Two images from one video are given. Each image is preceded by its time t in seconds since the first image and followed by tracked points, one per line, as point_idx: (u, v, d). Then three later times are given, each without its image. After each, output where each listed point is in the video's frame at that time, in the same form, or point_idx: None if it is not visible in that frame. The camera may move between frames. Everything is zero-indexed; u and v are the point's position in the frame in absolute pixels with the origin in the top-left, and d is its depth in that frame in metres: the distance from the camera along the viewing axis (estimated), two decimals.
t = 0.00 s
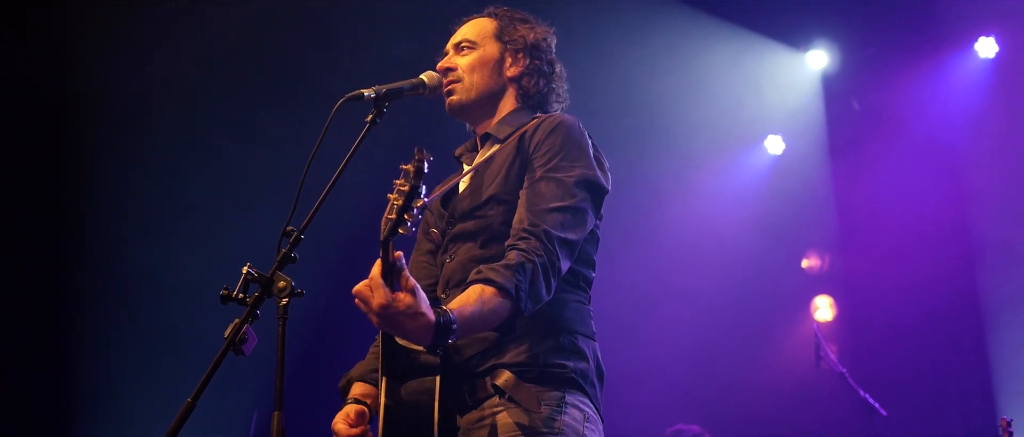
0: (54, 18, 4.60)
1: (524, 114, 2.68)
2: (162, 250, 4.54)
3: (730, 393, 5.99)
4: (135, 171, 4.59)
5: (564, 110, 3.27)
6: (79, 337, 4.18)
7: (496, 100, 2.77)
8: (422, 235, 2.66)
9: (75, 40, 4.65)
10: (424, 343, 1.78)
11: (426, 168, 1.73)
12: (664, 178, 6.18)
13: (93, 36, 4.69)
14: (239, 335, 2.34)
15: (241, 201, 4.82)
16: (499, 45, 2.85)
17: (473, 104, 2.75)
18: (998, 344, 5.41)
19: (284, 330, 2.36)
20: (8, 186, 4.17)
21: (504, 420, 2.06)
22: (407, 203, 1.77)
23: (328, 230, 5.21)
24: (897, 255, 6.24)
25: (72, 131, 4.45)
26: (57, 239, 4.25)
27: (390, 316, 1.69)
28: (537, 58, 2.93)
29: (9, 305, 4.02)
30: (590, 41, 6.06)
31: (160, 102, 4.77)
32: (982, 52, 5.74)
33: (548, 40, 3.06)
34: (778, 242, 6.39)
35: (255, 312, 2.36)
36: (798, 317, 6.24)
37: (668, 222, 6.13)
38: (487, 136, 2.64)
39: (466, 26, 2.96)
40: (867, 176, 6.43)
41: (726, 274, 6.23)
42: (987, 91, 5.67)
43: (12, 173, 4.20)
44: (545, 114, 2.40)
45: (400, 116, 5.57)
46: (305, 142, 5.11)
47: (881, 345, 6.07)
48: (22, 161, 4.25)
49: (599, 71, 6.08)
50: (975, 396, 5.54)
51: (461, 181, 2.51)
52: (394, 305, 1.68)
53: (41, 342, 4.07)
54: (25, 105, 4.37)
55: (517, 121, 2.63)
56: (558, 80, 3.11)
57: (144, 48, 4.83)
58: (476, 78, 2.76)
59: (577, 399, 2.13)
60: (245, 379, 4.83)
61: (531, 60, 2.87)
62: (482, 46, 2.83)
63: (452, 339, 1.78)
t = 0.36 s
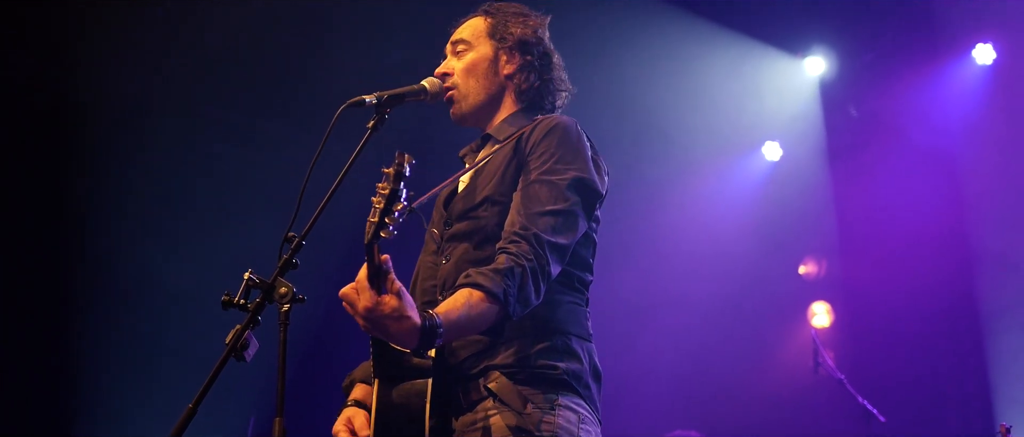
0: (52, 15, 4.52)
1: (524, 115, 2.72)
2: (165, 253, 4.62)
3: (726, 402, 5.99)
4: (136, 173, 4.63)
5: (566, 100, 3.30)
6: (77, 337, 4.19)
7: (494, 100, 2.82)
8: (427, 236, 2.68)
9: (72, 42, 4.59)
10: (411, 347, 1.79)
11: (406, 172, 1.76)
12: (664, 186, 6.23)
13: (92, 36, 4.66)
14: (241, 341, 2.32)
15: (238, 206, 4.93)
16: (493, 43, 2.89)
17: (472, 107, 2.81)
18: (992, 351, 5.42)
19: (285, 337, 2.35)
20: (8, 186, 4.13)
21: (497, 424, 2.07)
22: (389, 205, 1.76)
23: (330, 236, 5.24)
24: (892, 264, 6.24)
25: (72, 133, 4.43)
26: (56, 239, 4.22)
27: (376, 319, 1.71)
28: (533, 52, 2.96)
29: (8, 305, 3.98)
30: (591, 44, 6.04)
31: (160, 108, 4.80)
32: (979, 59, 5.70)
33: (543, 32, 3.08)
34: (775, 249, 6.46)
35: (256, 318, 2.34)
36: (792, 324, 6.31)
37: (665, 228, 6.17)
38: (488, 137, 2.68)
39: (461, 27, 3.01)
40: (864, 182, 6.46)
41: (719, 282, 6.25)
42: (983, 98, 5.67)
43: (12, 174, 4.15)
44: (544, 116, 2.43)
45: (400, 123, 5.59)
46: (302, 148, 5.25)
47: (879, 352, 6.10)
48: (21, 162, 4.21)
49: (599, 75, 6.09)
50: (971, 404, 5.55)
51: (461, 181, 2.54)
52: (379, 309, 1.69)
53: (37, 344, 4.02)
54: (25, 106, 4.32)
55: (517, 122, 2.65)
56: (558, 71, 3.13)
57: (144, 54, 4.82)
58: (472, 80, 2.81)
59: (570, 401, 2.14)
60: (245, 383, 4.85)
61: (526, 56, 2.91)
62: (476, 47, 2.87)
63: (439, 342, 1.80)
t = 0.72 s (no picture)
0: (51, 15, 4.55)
1: (529, 119, 2.71)
2: (165, 254, 4.62)
3: (725, 405, 5.98)
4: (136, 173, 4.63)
5: (575, 96, 3.29)
6: (77, 337, 4.19)
7: (500, 101, 2.83)
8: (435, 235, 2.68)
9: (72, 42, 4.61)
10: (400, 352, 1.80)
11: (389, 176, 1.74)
12: (662, 187, 6.23)
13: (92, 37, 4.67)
14: (242, 343, 2.31)
15: (240, 207, 4.92)
16: (497, 42, 2.89)
17: (479, 109, 2.83)
18: (992, 353, 5.43)
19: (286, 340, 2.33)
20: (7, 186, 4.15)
21: (495, 426, 2.07)
22: (372, 209, 1.73)
23: (332, 237, 5.23)
24: (891, 267, 6.25)
25: (71, 134, 4.45)
26: (57, 239, 4.22)
27: (364, 323, 1.72)
28: (538, 51, 2.95)
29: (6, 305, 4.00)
30: (591, 48, 6.08)
31: (160, 108, 4.81)
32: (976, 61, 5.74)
33: (549, 28, 3.07)
34: (775, 250, 6.44)
35: (257, 320, 2.32)
36: (793, 326, 6.28)
37: (665, 230, 6.17)
38: (496, 139, 2.68)
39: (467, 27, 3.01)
40: (864, 184, 6.46)
41: (717, 284, 6.26)
42: (983, 99, 5.69)
43: (12, 173, 4.17)
44: (552, 122, 2.43)
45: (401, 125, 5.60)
46: (303, 150, 5.23)
47: (878, 355, 6.10)
48: (19, 162, 4.22)
49: (599, 77, 6.11)
50: (971, 406, 5.56)
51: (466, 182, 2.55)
52: (368, 312, 1.71)
53: (33, 343, 4.03)
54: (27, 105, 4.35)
55: (522, 125, 2.65)
56: (566, 68, 3.11)
57: (145, 55, 4.83)
58: (476, 82, 2.82)
59: (568, 404, 2.15)
60: (245, 384, 4.86)
61: (530, 55, 2.90)
62: (481, 47, 2.88)
63: (428, 347, 1.81)
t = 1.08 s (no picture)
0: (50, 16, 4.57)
1: (528, 117, 2.70)
2: (166, 254, 4.62)
3: (728, 404, 6.01)
4: (137, 172, 4.63)
5: (576, 94, 3.27)
6: (77, 338, 4.20)
7: (497, 99, 2.83)
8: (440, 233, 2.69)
9: (72, 43, 4.63)
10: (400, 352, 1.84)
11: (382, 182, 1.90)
12: (662, 186, 6.24)
13: (92, 37, 4.70)
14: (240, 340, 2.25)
15: (240, 206, 4.91)
16: (495, 41, 2.88)
17: (477, 107, 2.83)
18: (992, 353, 5.44)
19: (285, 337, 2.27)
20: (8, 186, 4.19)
21: (498, 425, 2.08)
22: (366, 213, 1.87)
23: (331, 236, 5.23)
24: (891, 266, 6.29)
25: (71, 134, 4.47)
26: (57, 239, 4.25)
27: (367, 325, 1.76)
28: (536, 49, 2.93)
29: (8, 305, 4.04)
30: (589, 47, 6.09)
31: (160, 108, 4.81)
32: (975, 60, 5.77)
33: (548, 25, 3.05)
34: (775, 250, 6.46)
35: (255, 318, 2.27)
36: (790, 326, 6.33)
37: (666, 230, 6.18)
38: (496, 138, 2.69)
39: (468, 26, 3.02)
40: (864, 184, 6.49)
41: (716, 282, 6.26)
42: (983, 100, 5.70)
43: (12, 173, 4.21)
44: (555, 123, 2.43)
45: (400, 123, 5.59)
46: (303, 151, 5.19)
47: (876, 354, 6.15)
48: (19, 163, 4.26)
49: (598, 77, 6.12)
50: (969, 406, 5.59)
51: (469, 182, 2.57)
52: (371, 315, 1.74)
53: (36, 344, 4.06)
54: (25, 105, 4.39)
55: (523, 125, 2.65)
56: (567, 67, 3.10)
57: (144, 55, 4.84)
58: (473, 81, 2.83)
59: (572, 405, 2.15)
60: (247, 382, 4.86)
61: (527, 53, 2.88)
62: (478, 46, 2.88)
63: (428, 346, 1.86)
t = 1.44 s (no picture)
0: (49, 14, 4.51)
1: (530, 115, 2.71)
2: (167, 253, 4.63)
3: (727, 403, 6.04)
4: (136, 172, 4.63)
5: (578, 92, 3.26)
6: (77, 338, 4.18)
7: (500, 96, 2.83)
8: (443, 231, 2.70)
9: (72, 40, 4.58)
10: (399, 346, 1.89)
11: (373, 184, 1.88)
12: (662, 186, 6.26)
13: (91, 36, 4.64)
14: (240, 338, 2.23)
15: (239, 204, 4.92)
16: (498, 38, 2.89)
17: (479, 103, 2.83)
18: (990, 355, 5.43)
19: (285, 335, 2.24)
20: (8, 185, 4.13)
21: (501, 423, 2.09)
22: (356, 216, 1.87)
23: (330, 234, 5.24)
24: (891, 266, 6.31)
25: (71, 134, 4.43)
26: (56, 239, 4.22)
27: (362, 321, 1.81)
28: (539, 47, 2.93)
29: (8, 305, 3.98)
30: (589, 46, 6.09)
31: (160, 107, 4.80)
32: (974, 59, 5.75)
33: (551, 24, 3.05)
34: (775, 251, 6.49)
35: (255, 316, 2.25)
36: (790, 326, 6.35)
37: (665, 230, 6.21)
38: (497, 137, 2.68)
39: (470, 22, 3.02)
40: (863, 184, 6.52)
41: (714, 283, 6.30)
42: (983, 99, 5.68)
43: (12, 173, 4.15)
44: (555, 121, 2.43)
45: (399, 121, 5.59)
46: (302, 150, 5.21)
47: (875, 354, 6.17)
48: (19, 163, 4.20)
49: (597, 76, 6.13)
50: (969, 406, 5.56)
51: (471, 180, 2.57)
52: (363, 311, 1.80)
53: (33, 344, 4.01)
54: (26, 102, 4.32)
55: (525, 123, 2.65)
56: (569, 67, 3.10)
57: (144, 55, 4.82)
58: (474, 77, 2.82)
59: (574, 402, 2.15)
60: (247, 381, 4.87)
61: (530, 51, 2.89)
62: (481, 42, 2.88)
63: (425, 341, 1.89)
